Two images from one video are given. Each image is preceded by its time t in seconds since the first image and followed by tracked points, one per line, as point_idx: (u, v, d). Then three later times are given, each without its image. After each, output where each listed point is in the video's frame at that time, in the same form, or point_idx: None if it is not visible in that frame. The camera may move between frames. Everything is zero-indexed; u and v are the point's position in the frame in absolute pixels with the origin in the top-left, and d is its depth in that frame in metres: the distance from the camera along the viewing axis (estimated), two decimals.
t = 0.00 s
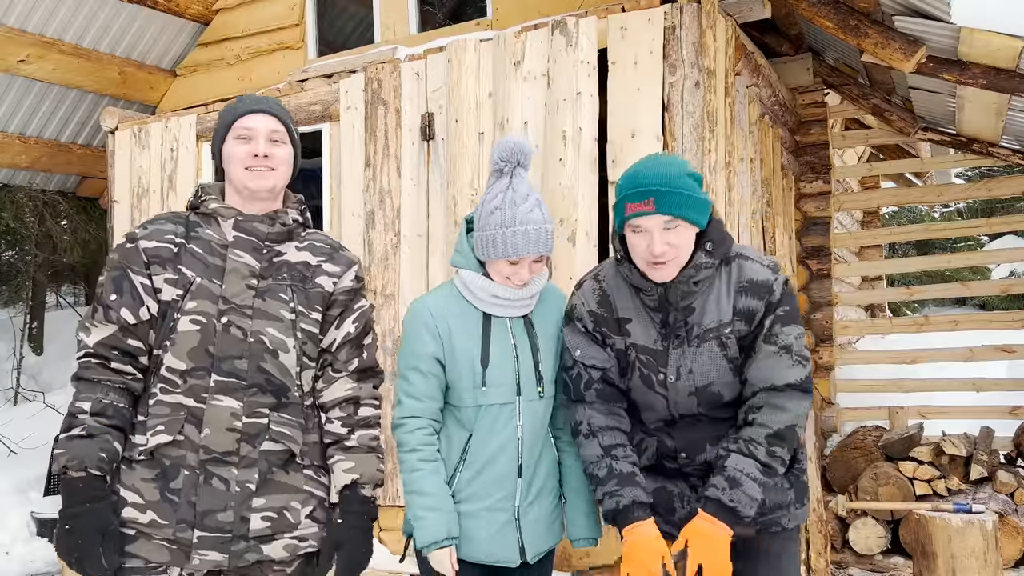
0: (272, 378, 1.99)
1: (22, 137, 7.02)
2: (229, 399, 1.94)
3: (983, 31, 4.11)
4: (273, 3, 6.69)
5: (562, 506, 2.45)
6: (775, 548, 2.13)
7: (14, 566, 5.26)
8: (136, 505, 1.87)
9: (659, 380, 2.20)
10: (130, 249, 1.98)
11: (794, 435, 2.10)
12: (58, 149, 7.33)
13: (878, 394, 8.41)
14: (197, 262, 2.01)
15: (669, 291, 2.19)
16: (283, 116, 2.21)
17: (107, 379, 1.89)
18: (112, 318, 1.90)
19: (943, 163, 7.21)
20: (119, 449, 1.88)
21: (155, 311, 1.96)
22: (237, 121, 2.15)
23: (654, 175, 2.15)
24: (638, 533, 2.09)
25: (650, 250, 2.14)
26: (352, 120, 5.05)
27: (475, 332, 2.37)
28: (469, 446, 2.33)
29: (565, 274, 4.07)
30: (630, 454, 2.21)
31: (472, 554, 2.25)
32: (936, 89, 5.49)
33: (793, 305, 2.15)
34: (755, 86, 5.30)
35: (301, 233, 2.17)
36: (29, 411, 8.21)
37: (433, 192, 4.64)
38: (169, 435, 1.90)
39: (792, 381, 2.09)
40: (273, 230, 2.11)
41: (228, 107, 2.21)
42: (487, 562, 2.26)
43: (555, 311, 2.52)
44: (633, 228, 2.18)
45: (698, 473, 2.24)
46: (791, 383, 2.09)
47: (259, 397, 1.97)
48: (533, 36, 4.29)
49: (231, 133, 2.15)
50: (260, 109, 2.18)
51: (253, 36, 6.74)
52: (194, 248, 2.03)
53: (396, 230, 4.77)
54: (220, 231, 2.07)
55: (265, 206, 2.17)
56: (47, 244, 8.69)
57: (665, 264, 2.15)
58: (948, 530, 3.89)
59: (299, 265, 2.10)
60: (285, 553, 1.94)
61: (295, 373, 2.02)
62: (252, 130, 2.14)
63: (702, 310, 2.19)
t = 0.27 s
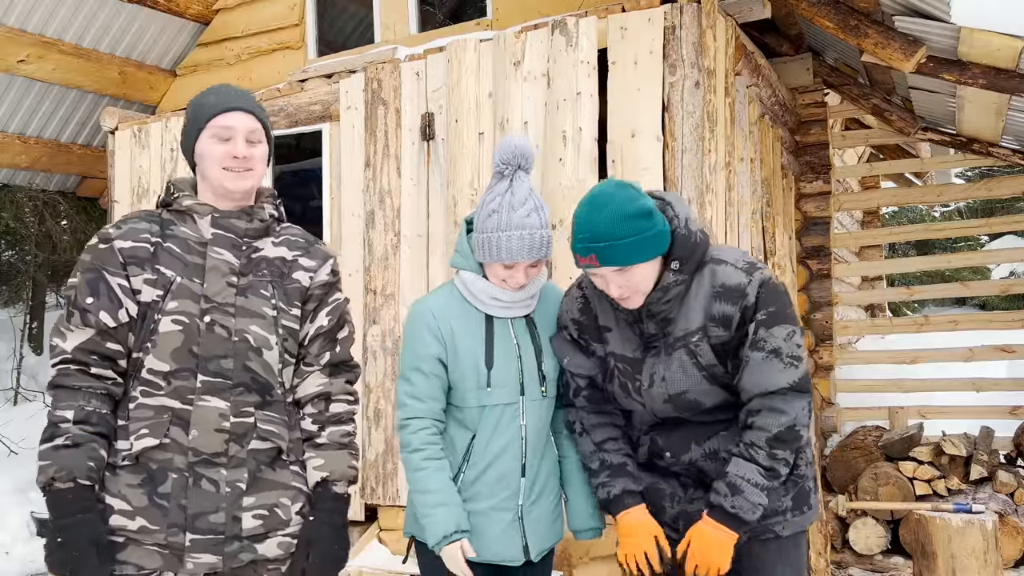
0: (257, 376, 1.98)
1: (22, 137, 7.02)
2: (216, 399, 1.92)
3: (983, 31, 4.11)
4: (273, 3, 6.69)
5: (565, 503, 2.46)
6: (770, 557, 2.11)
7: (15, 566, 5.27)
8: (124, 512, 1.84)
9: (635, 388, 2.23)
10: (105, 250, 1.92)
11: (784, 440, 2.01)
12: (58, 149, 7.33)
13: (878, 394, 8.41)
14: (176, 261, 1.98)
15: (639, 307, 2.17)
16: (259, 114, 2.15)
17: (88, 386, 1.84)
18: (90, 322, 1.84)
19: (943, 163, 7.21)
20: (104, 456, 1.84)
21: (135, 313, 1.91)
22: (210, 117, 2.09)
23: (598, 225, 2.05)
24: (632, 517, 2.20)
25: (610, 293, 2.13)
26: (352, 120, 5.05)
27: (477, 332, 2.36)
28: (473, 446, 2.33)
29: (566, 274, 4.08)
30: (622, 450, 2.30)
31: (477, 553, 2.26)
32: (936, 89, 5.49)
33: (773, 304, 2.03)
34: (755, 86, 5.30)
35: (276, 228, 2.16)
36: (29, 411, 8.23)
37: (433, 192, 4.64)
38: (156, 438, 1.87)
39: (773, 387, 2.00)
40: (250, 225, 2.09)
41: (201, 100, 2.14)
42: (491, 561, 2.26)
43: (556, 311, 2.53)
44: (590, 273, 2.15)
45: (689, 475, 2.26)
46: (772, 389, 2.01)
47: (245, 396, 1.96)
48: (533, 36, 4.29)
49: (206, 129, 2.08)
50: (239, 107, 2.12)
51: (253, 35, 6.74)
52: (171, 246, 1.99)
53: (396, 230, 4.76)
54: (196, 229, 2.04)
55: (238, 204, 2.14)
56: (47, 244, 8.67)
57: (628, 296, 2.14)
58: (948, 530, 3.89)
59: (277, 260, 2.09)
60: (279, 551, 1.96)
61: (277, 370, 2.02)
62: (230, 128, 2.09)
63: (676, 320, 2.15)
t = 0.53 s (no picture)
0: (239, 376, 1.98)
1: (22, 137, 7.02)
2: (202, 403, 1.91)
3: (983, 31, 4.11)
4: (273, 3, 6.69)
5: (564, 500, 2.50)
6: (765, 560, 2.10)
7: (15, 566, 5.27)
8: (116, 523, 1.80)
9: (621, 396, 2.22)
10: (70, 258, 1.81)
11: (751, 454, 1.94)
12: (58, 149, 7.32)
13: (878, 394, 8.41)
14: (147, 264, 1.91)
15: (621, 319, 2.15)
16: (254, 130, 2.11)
17: (65, 399, 1.76)
18: (60, 333, 1.74)
19: (943, 163, 7.21)
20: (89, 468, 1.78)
21: (108, 320, 1.84)
22: (212, 129, 2.01)
23: (561, 247, 2.01)
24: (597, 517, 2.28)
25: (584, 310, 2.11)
26: (352, 121, 5.05)
27: (483, 334, 2.35)
28: (479, 448, 2.33)
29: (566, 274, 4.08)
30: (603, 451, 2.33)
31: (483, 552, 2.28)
32: (936, 89, 5.49)
33: (745, 314, 1.94)
34: (755, 86, 5.30)
35: (241, 223, 2.13)
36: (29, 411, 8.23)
37: (433, 192, 4.64)
38: (143, 447, 1.84)
39: (742, 401, 1.94)
40: (220, 225, 2.06)
41: (197, 98, 2.03)
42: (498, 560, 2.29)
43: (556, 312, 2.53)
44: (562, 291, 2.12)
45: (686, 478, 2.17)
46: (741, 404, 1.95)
47: (230, 396, 1.96)
48: (534, 36, 4.29)
49: (205, 140, 2.01)
50: (240, 121, 2.06)
51: (253, 35, 6.74)
52: (139, 249, 1.92)
53: (396, 230, 4.76)
54: (164, 230, 1.98)
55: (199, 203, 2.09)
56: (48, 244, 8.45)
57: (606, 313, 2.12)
58: (948, 530, 3.89)
59: (249, 257, 2.07)
60: (273, 546, 2.00)
61: (258, 369, 2.03)
62: (233, 145, 2.05)
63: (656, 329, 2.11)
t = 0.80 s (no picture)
0: (228, 380, 1.99)
1: (22, 137, 7.01)
2: (194, 410, 1.91)
3: (983, 31, 4.11)
4: (273, 3, 6.69)
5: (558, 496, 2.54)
6: (772, 558, 2.10)
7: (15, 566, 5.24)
8: (114, 535, 1.79)
9: (622, 394, 2.22)
10: (51, 267, 1.76)
11: (752, 445, 1.94)
12: (58, 149, 7.32)
13: (878, 394, 8.41)
14: (129, 272, 1.88)
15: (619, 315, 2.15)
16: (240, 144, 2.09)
17: (48, 414, 1.72)
18: (44, 347, 1.71)
19: (943, 163, 7.21)
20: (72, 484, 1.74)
21: (93, 331, 1.81)
22: (202, 140, 1.97)
23: (549, 243, 2.00)
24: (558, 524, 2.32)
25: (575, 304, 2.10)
26: (352, 121, 5.05)
27: (481, 338, 2.36)
28: (477, 450, 2.36)
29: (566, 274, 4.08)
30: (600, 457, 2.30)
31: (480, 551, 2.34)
32: (936, 89, 5.49)
33: (739, 305, 1.93)
34: (755, 86, 5.30)
35: (216, 220, 2.13)
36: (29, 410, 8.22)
37: (433, 192, 4.64)
38: (137, 458, 1.83)
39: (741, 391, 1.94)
40: (200, 228, 2.05)
41: (186, 105, 1.98)
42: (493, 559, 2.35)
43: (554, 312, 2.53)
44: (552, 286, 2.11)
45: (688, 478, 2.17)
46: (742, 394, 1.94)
47: (218, 401, 1.97)
48: (533, 36, 4.29)
49: (194, 150, 1.96)
50: (229, 135, 2.04)
51: (253, 35, 6.74)
52: (120, 256, 1.88)
53: (396, 230, 4.76)
54: (143, 235, 1.94)
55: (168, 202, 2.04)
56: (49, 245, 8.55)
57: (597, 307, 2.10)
58: (948, 530, 3.89)
59: (228, 258, 2.08)
60: (272, 536, 2.05)
61: (238, 368, 2.04)
62: (217, 157, 2.01)
63: (652, 324, 2.11)
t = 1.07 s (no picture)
0: (227, 381, 1.99)
1: (22, 137, 7.02)
2: (193, 411, 1.91)
3: (983, 31, 4.11)
4: (273, 3, 6.69)
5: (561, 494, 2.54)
6: (773, 555, 2.07)
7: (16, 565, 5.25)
8: (112, 534, 1.80)
9: (630, 374, 2.21)
10: (48, 265, 1.75)
11: (783, 423, 1.96)
12: (57, 149, 7.32)
13: (878, 394, 8.41)
14: (129, 272, 1.88)
15: (635, 291, 2.17)
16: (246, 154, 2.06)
17: (40, 409, 1.71)
18: (37, 344, 1.70)
19: (944, 163, 7.21)
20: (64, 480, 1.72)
21: (89, 330, 1.80)
22: (209, 153, 1.95)
23: (573, 210, 2.10)
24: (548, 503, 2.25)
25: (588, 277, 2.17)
26: (352, 121, 5.05)
27: (477, 343, 2.36)
28: (477, 454, 2.35)
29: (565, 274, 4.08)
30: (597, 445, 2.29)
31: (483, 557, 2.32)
32: (936, 89, 5.49)
33: (761, 284, 2.00)
34: (755, 86, 5.30)
35: (220, 220, 2.11)
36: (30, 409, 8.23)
37: (433, 192, 4.64)
38: (136, 457, 1.83)
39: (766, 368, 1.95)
40: (202, 229, 2.04)
41: (193, 114, 1.95)
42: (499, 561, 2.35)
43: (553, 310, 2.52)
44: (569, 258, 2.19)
45: (688, 471, 2.16)
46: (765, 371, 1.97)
47: (218, 402, 1.97)
48: (533, 36, 4.29)
49: (200, 162, 1.95)
50: (237, 147, 2.02)
51: (253, 35, 6.74)
52: (120, 256, 1.87)
53: (396, 230, 4.76)
54: (144, 235, 1.94)
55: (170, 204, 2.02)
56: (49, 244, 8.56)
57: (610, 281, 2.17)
58: (948, 530, 3.89)
59: (231, 259, 2.07)
60: (269, 540, 2.05)
61: (239, 369, 2.03)
62: (222, 171, 1.99)
63: (668, 304, 2.14)
